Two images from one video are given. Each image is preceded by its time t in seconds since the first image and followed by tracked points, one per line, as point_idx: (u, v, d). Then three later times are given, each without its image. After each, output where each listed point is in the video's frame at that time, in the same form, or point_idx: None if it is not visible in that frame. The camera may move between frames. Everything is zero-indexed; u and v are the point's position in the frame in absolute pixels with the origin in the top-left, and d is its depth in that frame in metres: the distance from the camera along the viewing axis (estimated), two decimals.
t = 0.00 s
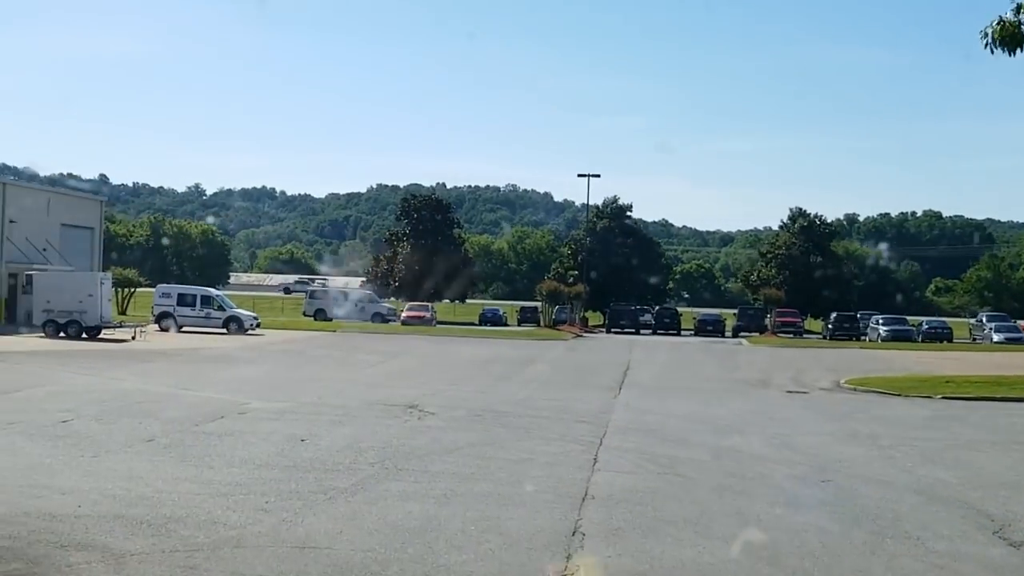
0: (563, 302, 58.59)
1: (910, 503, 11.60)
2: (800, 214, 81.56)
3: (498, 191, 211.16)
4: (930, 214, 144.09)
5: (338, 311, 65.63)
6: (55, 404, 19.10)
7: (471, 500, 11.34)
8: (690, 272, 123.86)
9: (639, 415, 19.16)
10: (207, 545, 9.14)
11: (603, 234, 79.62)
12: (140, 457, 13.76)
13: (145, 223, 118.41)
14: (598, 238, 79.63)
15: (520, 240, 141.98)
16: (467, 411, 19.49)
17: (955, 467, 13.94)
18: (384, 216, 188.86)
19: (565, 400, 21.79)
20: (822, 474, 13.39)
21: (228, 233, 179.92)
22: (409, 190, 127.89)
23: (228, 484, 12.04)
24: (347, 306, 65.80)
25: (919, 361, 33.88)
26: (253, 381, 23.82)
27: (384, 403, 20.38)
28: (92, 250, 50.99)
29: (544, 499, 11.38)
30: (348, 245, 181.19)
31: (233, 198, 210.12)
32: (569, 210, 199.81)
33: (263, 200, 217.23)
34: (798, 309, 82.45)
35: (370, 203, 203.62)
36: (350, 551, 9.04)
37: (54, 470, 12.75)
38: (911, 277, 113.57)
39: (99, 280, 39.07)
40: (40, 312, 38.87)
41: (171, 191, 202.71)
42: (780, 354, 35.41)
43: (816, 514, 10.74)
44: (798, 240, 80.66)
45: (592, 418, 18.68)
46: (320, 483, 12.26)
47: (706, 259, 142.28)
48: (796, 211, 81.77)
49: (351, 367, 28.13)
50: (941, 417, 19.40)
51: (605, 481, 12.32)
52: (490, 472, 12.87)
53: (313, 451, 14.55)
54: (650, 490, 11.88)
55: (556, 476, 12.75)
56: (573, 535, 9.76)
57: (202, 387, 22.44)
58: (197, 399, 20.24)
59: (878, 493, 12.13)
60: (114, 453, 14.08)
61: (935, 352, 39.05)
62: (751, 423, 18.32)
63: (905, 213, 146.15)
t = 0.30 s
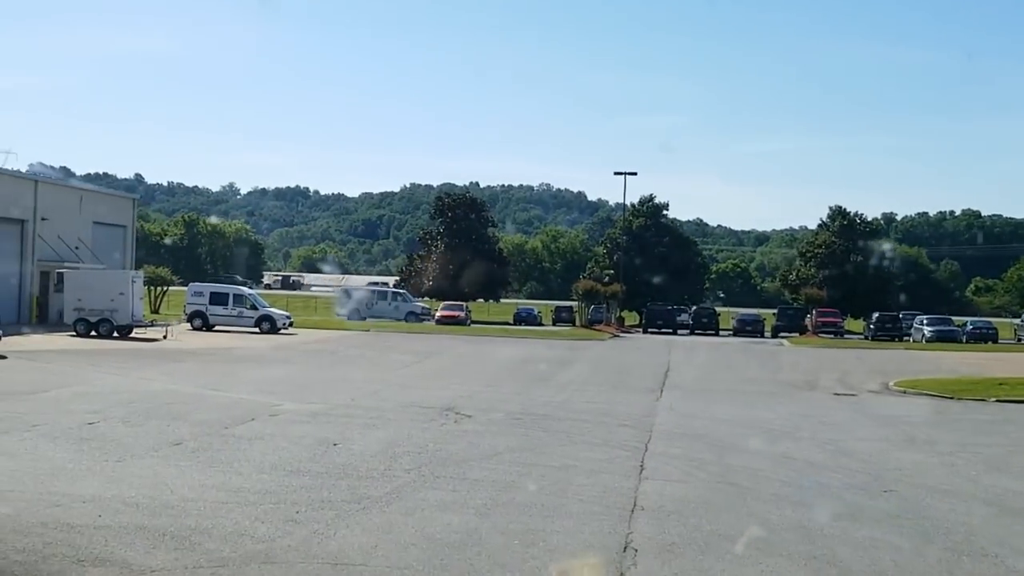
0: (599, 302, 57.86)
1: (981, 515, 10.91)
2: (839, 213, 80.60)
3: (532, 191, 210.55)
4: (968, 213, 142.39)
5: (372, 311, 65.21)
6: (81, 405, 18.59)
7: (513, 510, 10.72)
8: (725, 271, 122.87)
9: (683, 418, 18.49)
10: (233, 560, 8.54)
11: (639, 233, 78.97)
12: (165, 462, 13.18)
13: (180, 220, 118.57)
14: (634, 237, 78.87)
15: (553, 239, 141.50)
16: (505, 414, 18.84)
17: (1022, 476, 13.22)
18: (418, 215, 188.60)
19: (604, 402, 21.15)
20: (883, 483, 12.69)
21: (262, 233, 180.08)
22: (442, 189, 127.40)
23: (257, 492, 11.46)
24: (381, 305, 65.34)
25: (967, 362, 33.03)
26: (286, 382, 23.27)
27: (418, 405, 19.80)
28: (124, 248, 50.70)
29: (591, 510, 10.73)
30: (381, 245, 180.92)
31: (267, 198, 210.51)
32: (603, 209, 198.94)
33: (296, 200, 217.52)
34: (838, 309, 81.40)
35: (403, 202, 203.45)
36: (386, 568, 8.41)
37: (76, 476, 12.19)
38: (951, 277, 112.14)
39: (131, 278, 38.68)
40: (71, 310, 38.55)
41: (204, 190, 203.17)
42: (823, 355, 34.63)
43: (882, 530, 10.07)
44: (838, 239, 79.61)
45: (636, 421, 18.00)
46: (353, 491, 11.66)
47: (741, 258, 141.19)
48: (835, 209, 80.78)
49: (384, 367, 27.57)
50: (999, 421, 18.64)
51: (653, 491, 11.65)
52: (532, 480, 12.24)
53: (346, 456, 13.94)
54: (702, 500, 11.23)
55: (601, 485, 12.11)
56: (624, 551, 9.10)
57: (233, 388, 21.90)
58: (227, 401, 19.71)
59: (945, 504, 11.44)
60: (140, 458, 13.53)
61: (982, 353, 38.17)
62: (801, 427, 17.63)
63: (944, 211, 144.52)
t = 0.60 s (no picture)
0: (633, 301, 57.19)
1: None
2: (876, 209, 79.62)
3: (561, 190, 209.90)
4: (1004, 209, 140.81)
5: (402, 310, 64.71)
6: (105, 409, 18.08)
7: (554, 522, 10.08)
8: (757, 269, 121.85)
9: (726, 421, 17.81)
10: None
11: (672, 231, 78.11)
12: (189, 471, 12.60)
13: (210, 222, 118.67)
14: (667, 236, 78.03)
15: (583, 238, 141.03)
16: (540, 417, 18.21)
17: None
18: (447, 215, 188.31)
19: (642, 404, 20.50)
20: (944, 491, 12.00)
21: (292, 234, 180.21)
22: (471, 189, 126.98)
23: (283, 502, 10.88)
24: (412, 305, 64.87)
25: (1012, 360, 32.18)
26: (316, 384, 22.72)
27: (451, 408, 19.20)
28: (152, 249, 50.37)
29: (637, 522, 10.09)
30: (411, 245, 180.75)
31: (296, 198, 210.83)
32: (633, 207, 198.04)
33: (326, 200, 217.75)
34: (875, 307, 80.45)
35: (433, 202, 203.24)
36: None
37: (96, 485, 11.63)
38: (988, 273, 110.76)
39: (159, 279, 38.28)
40: (98, 312, 38.16)
41: (235, 191, 203.61)
42: (863, 354, 33.84)
43: (950, 544, 9.39)
44: (875, 236, 78.60)
45: (676, 425, 17.33)
46: (385, 501, 11.06)
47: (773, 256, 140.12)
48: (871, 206, 79.86)
49: (415, 369, 27.00)
50: None
51: (702, 501, 11.00)
52: (573, 490, 11.61)
53: (376, 463, 13.34)
54: (754, 511, 10.57)
55: (646, 494, 11.47)
56: (677, 568, 8.47)
57: (261, 391, 21.35)
58: (254, 404, 19.17)
59: (1013, 515, 10.75)
60: (162, 466, 12.96)
61: None
62: (850, 430, 16.93)
63: (978, 207, 142.92)
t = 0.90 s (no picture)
0: (665, 301, 56.53)
1: None
2: (911, 208, 78.47)
3: (590, 189, 209.29)
4: None
5: (430, 310, 64.22)
6: (126, 411, 17.55)
7: (594, 537, 9.43)
8: (788, 269, 120.83)
9: (768, 426, 17.12)
10: None
11: (703, 230, 77.27)
12: (210, 478, 12.01)
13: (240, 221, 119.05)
14: (698, 235, 77.24)
15: (612, 238, 140.37)
16: (575, 421, 17.56)
17: None
18: (475, 215, 187.93)
19: (679, 407, 19.81)
20: (1009, 503, 11.28)
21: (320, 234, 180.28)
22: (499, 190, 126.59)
23: (308, 513, 10.27)
24: (440, 306, 64.32)
25: None
26: (344, 386, 22.15)
27: (483, 411, 18.57)
28: (179, 248, 50.02)
29: (686, 536, 9.43)
30: (439, 244, 180.54)
31: (325, 198, 211.03)
32: (661, 207, 197.12)
33: (355, 200, 218.09)
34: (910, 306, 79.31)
35: (461, 202, 202.95)
36: None
37: (112, 494, 11.06)
38: None
39: (184, 278, 37.88)
40: (123, 312, 37.75)
41: (263, 191, 204.10)
42: (903, 355, 33.02)
43: None
44: (910, 235, 77.48)
45: (717, 430, 16.65)
46: (415, 512, 10.42)
47: (804, 256, 139.15)
48: (906, 204, 78.71)
49: (444, 370, 26.40)
50: None
51: (752, 514, 10.34)
52: (615, 500, 10.96)
53: (406, 469, 12.72)
54: (808, 525, 9.89)
55: (691, 505, 10.81)
56: None
57: (287, 393, 20.80)
58: (281, 406, 18.61)
59: None
60: (182, 472, 12.39)
61: None
62: (899, 436, 16.20)
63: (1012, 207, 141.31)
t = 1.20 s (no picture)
0: (696, 303, 55.90)
1: None
2: (946, 209, 77.49)
3: (618, 190, 208.65)
4: None
5: (458, 310, 63.64)
6: (147, 414, 17.00)
7: (639, 554, 8.79)
8: (819, 271, 119.76)
9: (812, 434, 16.44)
10: None
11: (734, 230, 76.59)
12: (230, 486, 11.41)
13: (267, 221, 119.20)
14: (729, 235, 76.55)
15: (641, 239, 139.58)
16: (610, 427, 16.91)
17: None
18: (502, 216, 187.37)
19: (718, 412, 19.15)
20: None
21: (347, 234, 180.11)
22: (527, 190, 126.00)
23: (333, 526, 9.66)
24: (468, 306, 63.72)
25: None
26: (371, 388, 21.56)
27: (515, 415, 17.94)
28: (205, 247, 49.64)
29: (738, 555, 8.79)
30: (466, 244, 180.12)
31: (352, 198, 210.93)
32: (690, 208, 196.08)
33: (382, 200, 217.98)
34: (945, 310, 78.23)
35: (488, 202, 202.49)
36: None
37: (127, 503, 10.49)
38: None
39: (209, 278, 37.41)
40: (147, 311, 37.32)
41: (291, 191, 204.27)
42: (945, 359, 32.21)
43: None
44: (945, 236, 76.50)
45: (759, 437, 15.97)
46: (447, 525, 9.80)
47: (834, 258, 137.97)
48: (941, 205, 77.74)
49: (473, 372, 25.78)
50: None
51: (806, 531, 9.68)
52: (658, 514, 10.32)
53: (436, 478, 12.10)
54: (867, 544, 9.23)
55: (741, 520, 10.15)
56: None
57: (313, 395, 20.22)
58: (305, 409, 18.03)
59: None
60: (201, 480, 11.79)
61: None
62: (951, 445, 15.49)
63: None
